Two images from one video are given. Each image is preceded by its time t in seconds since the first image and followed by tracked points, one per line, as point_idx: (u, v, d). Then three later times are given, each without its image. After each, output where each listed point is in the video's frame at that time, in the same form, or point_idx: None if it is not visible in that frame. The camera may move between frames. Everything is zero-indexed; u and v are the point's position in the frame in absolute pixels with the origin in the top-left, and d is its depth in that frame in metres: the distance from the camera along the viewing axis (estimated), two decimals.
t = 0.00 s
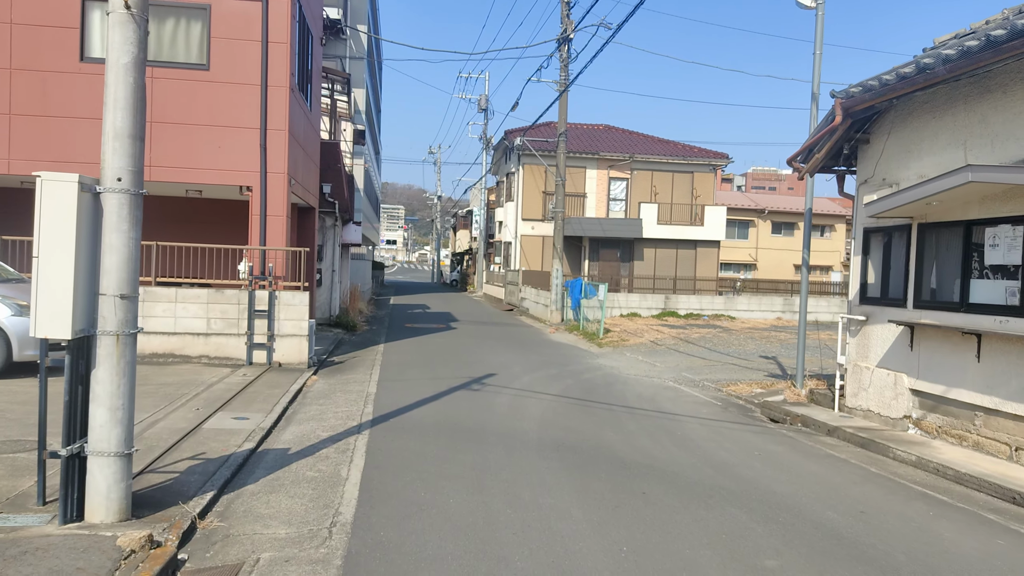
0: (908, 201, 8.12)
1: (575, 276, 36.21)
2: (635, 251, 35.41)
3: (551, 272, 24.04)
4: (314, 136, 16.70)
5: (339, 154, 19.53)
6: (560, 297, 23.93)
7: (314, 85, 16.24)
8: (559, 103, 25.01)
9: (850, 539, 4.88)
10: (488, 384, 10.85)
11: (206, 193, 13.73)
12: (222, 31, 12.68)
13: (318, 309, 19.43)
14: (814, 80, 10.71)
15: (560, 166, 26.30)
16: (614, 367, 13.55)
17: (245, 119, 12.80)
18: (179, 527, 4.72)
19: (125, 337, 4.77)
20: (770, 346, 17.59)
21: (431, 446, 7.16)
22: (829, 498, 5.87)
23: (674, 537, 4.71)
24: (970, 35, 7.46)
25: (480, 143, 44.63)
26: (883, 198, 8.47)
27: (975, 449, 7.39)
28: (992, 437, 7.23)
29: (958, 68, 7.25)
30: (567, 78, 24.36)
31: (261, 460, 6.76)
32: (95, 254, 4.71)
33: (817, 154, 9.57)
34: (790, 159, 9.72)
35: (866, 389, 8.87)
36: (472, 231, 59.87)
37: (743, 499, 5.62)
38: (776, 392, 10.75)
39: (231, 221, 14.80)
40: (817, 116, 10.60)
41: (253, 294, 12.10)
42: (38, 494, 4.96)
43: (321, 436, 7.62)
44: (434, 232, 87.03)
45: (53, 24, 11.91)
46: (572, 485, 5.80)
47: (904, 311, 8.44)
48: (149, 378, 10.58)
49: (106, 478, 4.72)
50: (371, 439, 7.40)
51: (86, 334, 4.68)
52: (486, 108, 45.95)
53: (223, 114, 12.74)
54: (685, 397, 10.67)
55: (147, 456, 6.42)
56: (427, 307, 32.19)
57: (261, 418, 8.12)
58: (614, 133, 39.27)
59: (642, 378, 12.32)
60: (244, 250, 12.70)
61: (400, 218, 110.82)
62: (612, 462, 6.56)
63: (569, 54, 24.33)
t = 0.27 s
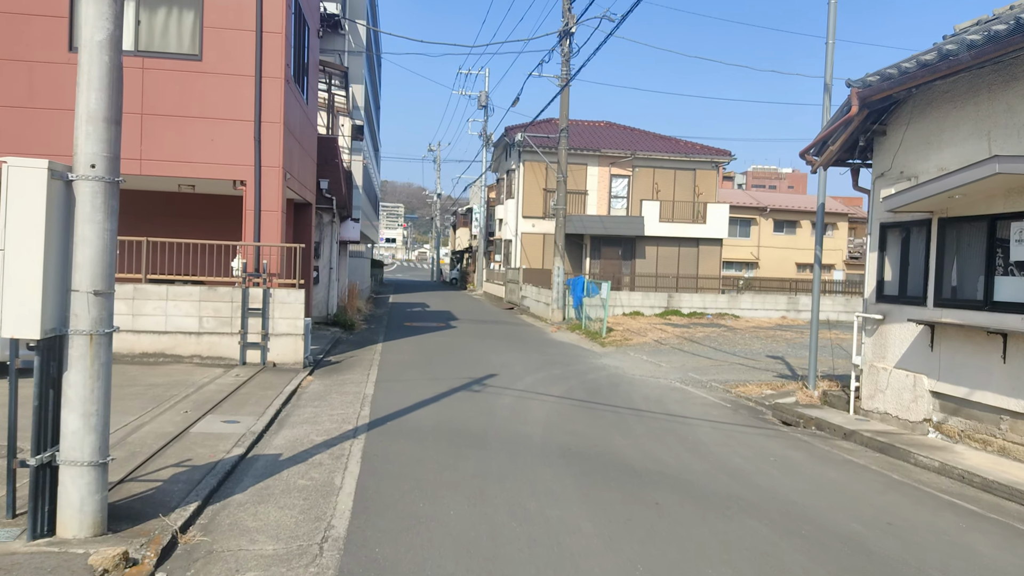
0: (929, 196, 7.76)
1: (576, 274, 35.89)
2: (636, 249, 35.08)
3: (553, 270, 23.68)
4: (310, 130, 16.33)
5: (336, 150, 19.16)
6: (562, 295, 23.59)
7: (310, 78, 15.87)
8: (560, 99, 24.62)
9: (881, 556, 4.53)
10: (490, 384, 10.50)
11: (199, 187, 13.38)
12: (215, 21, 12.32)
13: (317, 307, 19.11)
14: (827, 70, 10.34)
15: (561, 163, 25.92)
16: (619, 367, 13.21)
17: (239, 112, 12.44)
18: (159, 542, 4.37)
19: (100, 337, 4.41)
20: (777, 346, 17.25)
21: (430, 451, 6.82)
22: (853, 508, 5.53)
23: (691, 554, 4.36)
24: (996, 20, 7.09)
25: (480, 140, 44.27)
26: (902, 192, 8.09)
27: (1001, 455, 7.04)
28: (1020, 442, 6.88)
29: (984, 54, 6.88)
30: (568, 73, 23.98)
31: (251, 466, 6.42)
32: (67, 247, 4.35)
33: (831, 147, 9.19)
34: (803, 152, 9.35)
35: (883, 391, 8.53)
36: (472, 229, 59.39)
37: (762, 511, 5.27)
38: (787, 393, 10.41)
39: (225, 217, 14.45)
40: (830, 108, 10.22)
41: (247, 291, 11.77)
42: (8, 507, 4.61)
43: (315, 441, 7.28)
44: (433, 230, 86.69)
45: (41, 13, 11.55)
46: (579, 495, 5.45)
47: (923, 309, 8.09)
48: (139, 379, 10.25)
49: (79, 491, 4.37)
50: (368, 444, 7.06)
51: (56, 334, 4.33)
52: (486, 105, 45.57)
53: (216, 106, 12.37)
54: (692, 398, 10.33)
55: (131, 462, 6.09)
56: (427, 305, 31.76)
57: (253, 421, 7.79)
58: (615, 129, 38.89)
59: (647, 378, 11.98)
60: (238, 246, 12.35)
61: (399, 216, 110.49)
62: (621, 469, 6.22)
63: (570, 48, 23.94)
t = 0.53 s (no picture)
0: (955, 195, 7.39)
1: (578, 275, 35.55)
2: (639, 249, 34.72)
3: (556, 270, 23.31)
4: (309, 129, 15.96)
5: (336, 149, 18.79)
6: (565, 296, 23.23)
7: (309, 75, 15.49)
8: (564, 97, 24.25)
9: None
10: (495, 390, 10.16)
11: (195, 186, 13.04)
12: (211, 15, 11.97)
13: (316, 308, 18.81)
14: (844, 64, 9.96)
15: (564, 162, 25.56)
16: (626, 372, 12.85)
17: (235, 109, 12.08)
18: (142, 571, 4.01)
19: (77, 347, 4.06)
20: (786, 349, 16.89)
21: (435, 464, 6.47)
22: (890, 529, 5.15)
23: None
24: None
25: (481, 140, 43.92)
26: (928, 191, 7.69)
27: None
28: None
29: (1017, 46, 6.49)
30: (571, 72, 23.61)
31: (245, 481, 6.07)
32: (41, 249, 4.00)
33: (850, 145, 8.81)
34: (821, 150, 8.98)
35: (906, 398, 8.17)
36: (473, 230, 59.07)
37: (793, 533, 4.90)
38: (803, 400, 10.06)
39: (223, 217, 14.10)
40: (847, 104, 9.85)
41: (244, 294, 11.42)
42: None
43: (313, 452, 6.92)
44: (434, 231, 86.36)
45: (32, 6, 11.21)
46: (597, 515, 5.10)
47: (948, 314, 7.73)
48: (132, 386, 9.90)
49: (55, 515, 4.01)
50: (369, 456, 6.70)
51: (30, 344, 3.99)
52: (487, 105, 45.22)
53: (212, 103, 12.02)
54: (705, 405, 9.97)
55: (118, 479, 5.74)
56: (427, 305, 31.78)
57: (249, 431, 7.44)
58: (618, 129, 38.52)
59: (657, 383, 11.62)
60: (235, 247, 11.99)
61: (400, 217, 110.20)
62: (639, 484, 5.86)
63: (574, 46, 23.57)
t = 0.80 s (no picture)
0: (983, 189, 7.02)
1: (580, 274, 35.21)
2: (642, 248, 34.38)
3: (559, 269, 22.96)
4: (309, 124, 15.60)
5: (336, 145, 18.44)
6: (569, 295, 22.88)
7: (309, 69, 15.13)
8: (567, 93, 23.88)
9: None
10: (501, 392, 9.83)
11: (192, 182, 12.70)
12: (207, 5, 11.63)
13: (316, 306, 18.50)
14: (863, 54, 9.60)
15: (568, 159, 25.20)
16: (635, 373, 12.50)
17: (232, 102, 11.74)
18: None
19: (56, 349, 3.72)
20: (796, 349, 16.54)
21: (442, 471, 6.13)
22: (930, 544, 4.81)
23: None
24: None
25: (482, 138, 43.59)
26: (953, 185, 7.30)
27: None
28: None
29: None
30: (575, 67, 23.25)
31: (241, 491, 5.73)
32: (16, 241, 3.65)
33: (871, 138, 8.44)
34: (840, 142, 8.63)
35: (931, 401, 7.83)
36: (473, 229, 58.72)
37: (829, 549, 4.55)
38: (820, 402, 9.71)
39: (220, 214, 13.77)
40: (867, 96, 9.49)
41: (241, 293, 11.08)
42: None
43: (313, 459, 6.59)
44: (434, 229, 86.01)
45: None
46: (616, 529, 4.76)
47: (977, 313, 7.38)
48: (125, 388, 9.56)
49: (31, 533, 3.67)
50: (372, 463, 6.36)
51: (5, 346, 3.65)
52: (488, 102, 44.87)
53: (209, 96, 11.68)
54: (719, 408, 9.62)
55: (106, 489, 5.41)
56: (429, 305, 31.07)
57: (245, 437, 7.10)
58: (620, 126, 38.16)
59: (667, 385, 11.28)
60: (233, 245, 11.65)
61: (400, 216, 109.85)
62: (659, 495, 5.51)
63: (577, 42, 23.21)
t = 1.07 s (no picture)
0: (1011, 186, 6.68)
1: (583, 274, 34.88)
2: (645, 248, 34.06)
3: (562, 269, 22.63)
4: (309, 124, 15.26)
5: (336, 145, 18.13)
6: (572, 296, 22.57)
7: (309, 66, 14.80)
8: (569, 91, 23.54)
9: None
10: (505, 397, 9.51)
11: (188, 181, 12.38)
12: None
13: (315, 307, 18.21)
14: (880, 47, 9.27)
15: (570, 158, 24.87)
16: (642, 376, 12.17)
17: (228, 99, 11.43)
18: None
19: (25, 359, 3.40)
20: (804, 350, 16.21)
21: (445, 483, 5.82)
22: (968, 564, 4.49)
23: None
24: None
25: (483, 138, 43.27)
26: (979, 182, 6.96)
27: None
28: None
29: None
30: (577, 65, 22.92)
31: (233, 505, 5.42)
32: None
33: (890, 134, 8.12)
34: (859, 138, 8.32)
35: (955, 407, 7.50)
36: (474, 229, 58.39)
37: (862, 571, 4.23)
38: (836, 407, 9.39)
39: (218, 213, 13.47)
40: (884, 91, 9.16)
41: (238, 294, 10.76)
42: None
43: (310, 470, 6.28)
44: (434, 230, 85.70)
45: None
46: (633, 549, 4.44)
47: (1002, 316, 7.05)
48: (117, 393, 9.26)
49: None
50: (372, 475, 6.04)
51: None
52: (489, 101, 44.54)
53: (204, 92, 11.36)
54: (731, 413, 9.30)
55: (89, 505, 5.10)
56: (429, 305, 31.05)
57: (239, 446, 6.79)
58: (622, 125, 37.82)
59: (675, 388, 10.95)
60: (229, 245, 11.32)
61: (400, 216, 109.55)
62: (676, 510, 5.20)
63: (580, 39, 22.88)
